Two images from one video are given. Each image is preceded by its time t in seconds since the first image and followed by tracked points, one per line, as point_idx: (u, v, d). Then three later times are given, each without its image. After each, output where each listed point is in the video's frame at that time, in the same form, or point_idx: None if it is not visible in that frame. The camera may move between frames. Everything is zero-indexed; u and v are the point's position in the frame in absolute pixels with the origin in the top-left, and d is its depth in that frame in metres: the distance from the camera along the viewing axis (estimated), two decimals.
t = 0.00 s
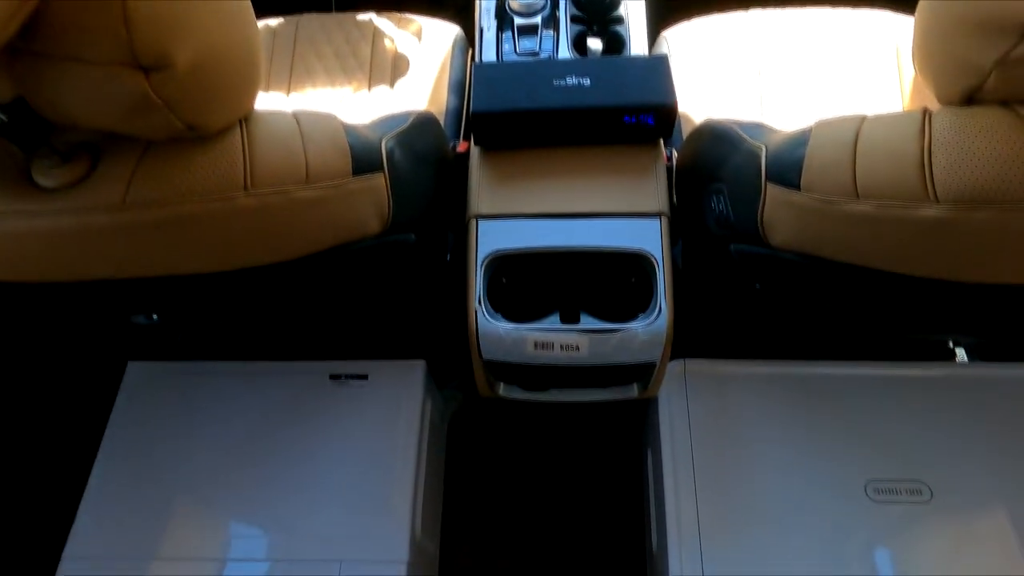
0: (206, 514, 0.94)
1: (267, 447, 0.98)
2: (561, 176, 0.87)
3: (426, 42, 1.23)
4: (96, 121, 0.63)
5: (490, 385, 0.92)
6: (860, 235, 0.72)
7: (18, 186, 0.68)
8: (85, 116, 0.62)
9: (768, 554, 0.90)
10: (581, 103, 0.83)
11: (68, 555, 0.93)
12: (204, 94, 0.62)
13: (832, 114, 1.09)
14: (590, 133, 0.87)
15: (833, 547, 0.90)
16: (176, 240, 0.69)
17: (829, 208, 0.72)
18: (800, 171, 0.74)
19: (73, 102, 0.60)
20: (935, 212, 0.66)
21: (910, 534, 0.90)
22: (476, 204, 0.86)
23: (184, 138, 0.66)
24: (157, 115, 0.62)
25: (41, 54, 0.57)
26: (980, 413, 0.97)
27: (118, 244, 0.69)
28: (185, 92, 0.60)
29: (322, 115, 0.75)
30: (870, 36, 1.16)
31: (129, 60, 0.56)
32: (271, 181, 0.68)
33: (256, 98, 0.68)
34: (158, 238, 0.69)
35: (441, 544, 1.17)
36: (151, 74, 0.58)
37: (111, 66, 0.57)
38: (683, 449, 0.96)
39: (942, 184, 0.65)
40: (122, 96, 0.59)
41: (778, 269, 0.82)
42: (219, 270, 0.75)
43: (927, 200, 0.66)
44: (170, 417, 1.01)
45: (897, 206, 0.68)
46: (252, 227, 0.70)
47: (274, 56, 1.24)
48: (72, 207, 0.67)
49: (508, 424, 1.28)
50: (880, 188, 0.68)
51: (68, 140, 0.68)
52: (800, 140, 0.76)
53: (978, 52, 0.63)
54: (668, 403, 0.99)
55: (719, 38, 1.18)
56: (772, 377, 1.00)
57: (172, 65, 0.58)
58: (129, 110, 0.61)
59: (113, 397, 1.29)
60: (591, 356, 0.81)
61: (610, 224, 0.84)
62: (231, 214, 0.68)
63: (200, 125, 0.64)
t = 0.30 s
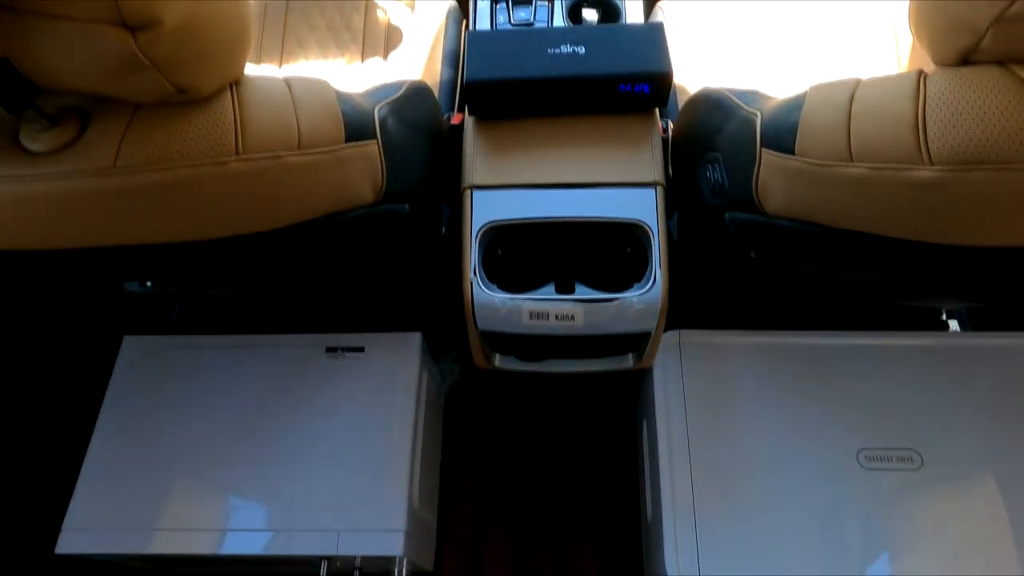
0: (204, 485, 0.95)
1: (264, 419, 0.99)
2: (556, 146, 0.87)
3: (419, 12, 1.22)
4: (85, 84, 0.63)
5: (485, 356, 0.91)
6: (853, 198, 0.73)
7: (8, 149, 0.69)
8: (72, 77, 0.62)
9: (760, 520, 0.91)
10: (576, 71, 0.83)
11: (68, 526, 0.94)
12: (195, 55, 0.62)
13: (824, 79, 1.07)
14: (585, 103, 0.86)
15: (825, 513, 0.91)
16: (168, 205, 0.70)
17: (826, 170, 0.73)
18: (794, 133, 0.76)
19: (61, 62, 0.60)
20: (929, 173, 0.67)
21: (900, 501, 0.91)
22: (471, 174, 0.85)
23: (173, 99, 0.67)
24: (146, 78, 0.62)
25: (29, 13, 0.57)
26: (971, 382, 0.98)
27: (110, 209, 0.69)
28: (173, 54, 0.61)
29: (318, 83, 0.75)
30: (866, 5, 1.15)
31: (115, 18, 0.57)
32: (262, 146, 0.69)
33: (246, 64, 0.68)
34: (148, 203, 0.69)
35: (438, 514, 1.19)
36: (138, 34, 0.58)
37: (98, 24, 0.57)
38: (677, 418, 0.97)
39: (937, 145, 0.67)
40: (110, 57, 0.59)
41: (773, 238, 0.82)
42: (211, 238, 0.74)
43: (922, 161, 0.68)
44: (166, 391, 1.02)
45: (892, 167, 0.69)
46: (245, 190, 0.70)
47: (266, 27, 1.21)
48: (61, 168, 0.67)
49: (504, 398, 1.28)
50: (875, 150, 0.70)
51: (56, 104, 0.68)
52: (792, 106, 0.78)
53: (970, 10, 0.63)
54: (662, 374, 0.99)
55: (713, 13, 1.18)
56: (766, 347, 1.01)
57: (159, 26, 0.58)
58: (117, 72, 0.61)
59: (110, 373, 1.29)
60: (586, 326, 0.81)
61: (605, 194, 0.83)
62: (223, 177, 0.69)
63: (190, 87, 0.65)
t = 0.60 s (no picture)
0: (205, 468, 0.95)
1: (264, 402, 0.99)
2: (553, 127, 0.86)
3: None
4: (77, 63, 0.62)
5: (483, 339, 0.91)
6: (851, 177, 0.73)
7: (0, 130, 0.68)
8: (63, 56, 0.61)
9: (758, 501, 0.92)
10: (575, 52, 0.82)
11: (70, 510, 0.94)
12: (188, 35, 0.62)
13: (822, 57, 1.07)
14: (582, 84, 0.86)
15: (821, 493, 0.92)
16: (163, 186, 0.70)
17: (822, 150, 0.74)
18: (792, 115, 0.76)
19: (53, 40, 0.60)
20: (926, 151, 0.68)
21: (896, 480, 0.92)
22: (468, 156, 0.85)
23: (167, 79, 0.66)
24: (140, 56, 0.62)
25: None
26: (968, 362, 0.98)
27: (104, 190, 0.69)
28: (168, 32, 0.60)
29: (314, 63, 0.75)
30: None
31: None
32: (258, 126, 0.69)
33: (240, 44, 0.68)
34: (143, 184, 0.69)
35: (438, 496, 1.20)
36: (131, 11, 0.58)
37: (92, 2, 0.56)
38: (675, 400, 0.97)
39: (936, 124, 0.67)
40: (103, 35, 0.59)
41: (772, 219, 0.82)
42: (209, 219, 0.75)
43: (921, 139, 0.68)
44: (165, 375, 1.02)
45: (889, 146, 0.70)
46: (241, 171, 0.71)
47: (261, 10, 1.20)
48: (53, 150, 0.67)
49: (502, 381, 1.29)
50: (873, 128, 0.71)
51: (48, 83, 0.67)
52: (790, 86, 0.78)
53: None
54: (660, 356, 1.00)
55: None
56: (764, 328, 1.01)
57: (153, 3, 0.57)
58: (111, 51, 0.61)
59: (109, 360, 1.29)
60: (584, 307, 0.81)
61: (603, 175, 0.83)
62: (219, 157, 0.69)
63: (185, 68, 0.65)
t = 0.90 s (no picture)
0: (198, 452, 0.95)
1: (257, 385, 0.98)
2: (546, 105, 0.85)
3: None
4: (55, 36, 0.61)
5: (475, 320, 0.91)
6: (844, 153, 0.73)
7: None
8: (41, 28, 0.60)
9: (751, 480, 0.92)
10: (568, 28, 0.81)
11: (62, 494, 0.93)
12: (169, 10, 0.61)
13: (817, 34, 1.05)
14: (575, 61, 0.84)
15: (814, 472, 0.92)
16: (148, 163, 0.69)
17: (816, 125, 0.74)
18: (788, 90, 0.76)
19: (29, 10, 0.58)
20: (921, 126, 0.68)
21: (888, 459, 0.92)
22: (460, 135, 0.84)
23: (148, 53, 0.66)
24: (121, 30, 0.61)
25: None
26: (960, 342, 0.98)
27: (89, 167, 0.68)
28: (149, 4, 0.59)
29: (300, 39, 0.75)
30: None
31: None
32: (243, 103, 0.69)
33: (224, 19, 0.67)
34: (128, 161, 0.68)
35: (432, 478, 1.20)
36: None
37: None
38: (669, 381, 0.97)
39: (932, 99, 0.67)
40: (82, 7, 0.57)
41: (766, 198, 0.81)
42: (197, 198, 0.74)
43: (916, 114, 0.68)
44: (156, 358, 1.01)
45: (885, 120, 0.70)
46: (226, 147, 0.70)
47: None
48: (35, 126, 0.66)
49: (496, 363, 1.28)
50: (869, 104, 0.70)
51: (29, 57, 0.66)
52: (789, 57, 0.78)
53: None
54: (654, 337, 0.99)
55: None
56: (758, 309, 1.01)
57: None
58: (90, 24, 0.59)
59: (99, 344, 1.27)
60: (577, 287, 0.81)
61: (597, 154, 0.82)
62: (204, 133, 0.68)
63: (167, 43, 0.64)
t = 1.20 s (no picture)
0: (189, 435, 0.94)
1: (247, 367, 0.98)
2: (537, 84, 0.84)
3: None
4: (31, 12, 0.60)
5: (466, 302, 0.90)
6: (836, 133, 0.73)
7: None
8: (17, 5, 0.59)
9: (741, 460, 0.92)
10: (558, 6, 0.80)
11: (52, 478, 0.93)
12: None
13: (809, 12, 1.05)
14: (566, 39, 0.83)
15: (804, 452, 0.93)
16: (130, 144, 0.68)
17: (810, 104, 0.73)
18: (778, 67, 0.76)
19: None
20: (914, 105, 0.68)
21: (876, 439, 0.93)
22: (449, 115, 0.83)
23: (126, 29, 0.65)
24: (97, 5, 0.60)
25: None
26: (948, 322, 0.99)
27: (70, 147, 0.68)
28: None
29: (285, 16, 0.75)
30: None
31: None
32: (226, 81, 0.68)
33: None
34: (109, 141, 0.68)
35: (424, 460, 1.20)
36: None
37: None
38: (659, 362, 0.97)
39: (925, 77, 0.67)
40: None
41: (758, 178, 0.81)
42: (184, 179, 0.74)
43: (908, 93, 0.68)
44: (145, 341, 1.00)
45: (876, 99, 0.69)
46: (210, 127, 0.70)
47: None
48: (13, 105, 0.66)
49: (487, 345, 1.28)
50: (860, 82, 0.70)
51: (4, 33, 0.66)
52: (778, 38, 0.78)
53: None
54: (645, 319, 0.99)
55: None
56: (748, 290, 1.01)
57: None
58: None
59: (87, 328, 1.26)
60: (567, 269, 0.80)
61: (588, 135, 0.81)
62: (187, 112, 0.68)
63: (145, 19, 0.64)
